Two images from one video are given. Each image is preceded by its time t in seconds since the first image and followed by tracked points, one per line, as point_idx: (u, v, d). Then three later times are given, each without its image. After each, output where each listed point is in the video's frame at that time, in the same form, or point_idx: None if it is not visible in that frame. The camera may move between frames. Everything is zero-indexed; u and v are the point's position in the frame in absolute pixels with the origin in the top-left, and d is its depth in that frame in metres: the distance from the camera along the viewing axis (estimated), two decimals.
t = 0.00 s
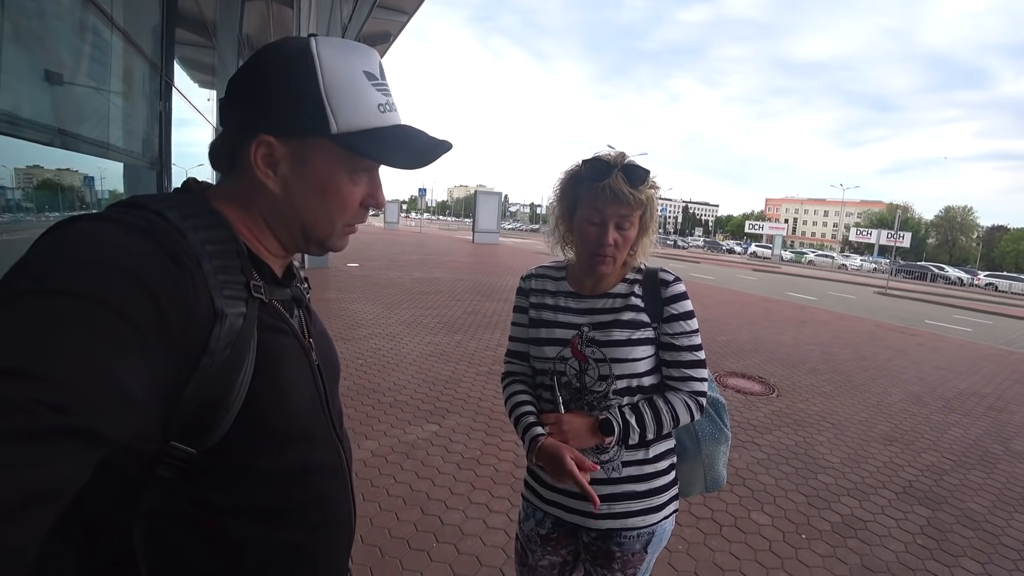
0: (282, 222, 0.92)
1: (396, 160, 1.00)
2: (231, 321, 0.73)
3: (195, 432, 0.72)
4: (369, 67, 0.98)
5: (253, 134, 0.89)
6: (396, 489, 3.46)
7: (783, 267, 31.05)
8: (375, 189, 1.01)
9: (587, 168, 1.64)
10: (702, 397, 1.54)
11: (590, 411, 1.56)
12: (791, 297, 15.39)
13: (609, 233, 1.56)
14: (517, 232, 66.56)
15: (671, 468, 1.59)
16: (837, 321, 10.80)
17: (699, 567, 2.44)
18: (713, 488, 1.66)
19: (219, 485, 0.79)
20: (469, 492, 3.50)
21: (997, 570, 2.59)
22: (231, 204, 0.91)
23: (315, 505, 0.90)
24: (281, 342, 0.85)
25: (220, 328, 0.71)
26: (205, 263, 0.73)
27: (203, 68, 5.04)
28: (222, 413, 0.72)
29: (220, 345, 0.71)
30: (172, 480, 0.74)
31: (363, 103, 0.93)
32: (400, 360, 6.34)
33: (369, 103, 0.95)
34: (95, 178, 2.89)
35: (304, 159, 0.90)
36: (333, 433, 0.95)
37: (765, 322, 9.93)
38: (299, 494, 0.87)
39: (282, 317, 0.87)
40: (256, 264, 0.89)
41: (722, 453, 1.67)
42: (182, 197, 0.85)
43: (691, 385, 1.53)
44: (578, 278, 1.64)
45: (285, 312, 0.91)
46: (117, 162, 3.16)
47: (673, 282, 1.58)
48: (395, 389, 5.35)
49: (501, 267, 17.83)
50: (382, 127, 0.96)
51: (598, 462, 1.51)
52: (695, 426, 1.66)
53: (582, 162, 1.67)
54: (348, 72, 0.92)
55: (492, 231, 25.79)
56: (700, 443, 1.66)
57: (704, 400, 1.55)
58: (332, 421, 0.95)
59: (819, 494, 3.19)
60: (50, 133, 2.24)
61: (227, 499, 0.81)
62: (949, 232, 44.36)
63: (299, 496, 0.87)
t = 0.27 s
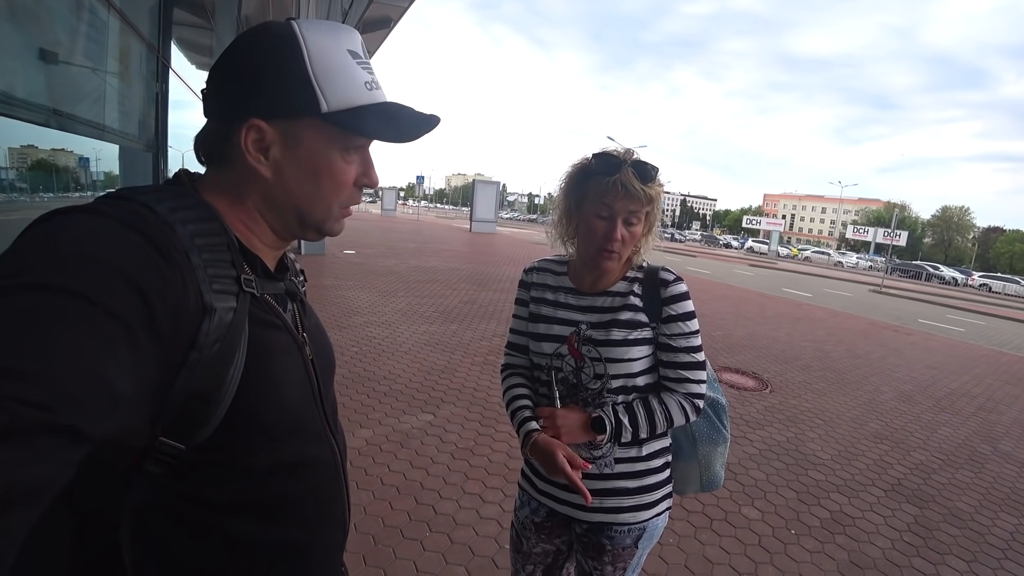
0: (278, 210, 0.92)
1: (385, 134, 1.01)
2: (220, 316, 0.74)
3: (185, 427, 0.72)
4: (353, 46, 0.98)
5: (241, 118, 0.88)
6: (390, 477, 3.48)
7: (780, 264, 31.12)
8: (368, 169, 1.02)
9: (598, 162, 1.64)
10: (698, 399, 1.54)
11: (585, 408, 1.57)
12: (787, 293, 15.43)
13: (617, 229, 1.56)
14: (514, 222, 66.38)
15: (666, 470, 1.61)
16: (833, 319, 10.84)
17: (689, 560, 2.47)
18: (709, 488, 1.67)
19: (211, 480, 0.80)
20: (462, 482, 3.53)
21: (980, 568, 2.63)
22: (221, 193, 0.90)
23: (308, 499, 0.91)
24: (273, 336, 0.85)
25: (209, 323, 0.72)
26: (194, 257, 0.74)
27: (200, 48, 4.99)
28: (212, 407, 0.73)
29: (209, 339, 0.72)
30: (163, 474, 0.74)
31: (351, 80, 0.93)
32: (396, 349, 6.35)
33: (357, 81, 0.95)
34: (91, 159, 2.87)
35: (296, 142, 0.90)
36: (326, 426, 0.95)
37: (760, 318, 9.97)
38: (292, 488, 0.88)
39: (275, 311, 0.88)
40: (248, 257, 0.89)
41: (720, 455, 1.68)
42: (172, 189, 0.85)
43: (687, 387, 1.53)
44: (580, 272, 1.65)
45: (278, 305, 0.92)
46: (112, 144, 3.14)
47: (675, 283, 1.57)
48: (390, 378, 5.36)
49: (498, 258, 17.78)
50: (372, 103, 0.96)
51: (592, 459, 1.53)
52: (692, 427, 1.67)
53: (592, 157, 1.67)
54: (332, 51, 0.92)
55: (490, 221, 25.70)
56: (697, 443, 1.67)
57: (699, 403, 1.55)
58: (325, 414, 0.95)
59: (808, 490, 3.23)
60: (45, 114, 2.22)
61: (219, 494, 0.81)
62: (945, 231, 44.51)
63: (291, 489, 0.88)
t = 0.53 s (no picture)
0: (263, 196, 0.92)
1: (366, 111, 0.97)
2: (222, 311, 0.74)
3: (191, 421, 0.73)
4: (329, 28, 0.96)
5: (220, 105, 0.88)
6: (389, 471, 3.50)
7: (778, 258, 31.20)
8: (356, 152, 1.00)
9: (597, 158, 1.64)
10: (699, 396, 1.55)
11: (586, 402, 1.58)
12: (785, 288, 15.48)
13: (615, 225, 1.56)
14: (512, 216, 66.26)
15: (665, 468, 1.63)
16: (830, 314, 10.88)
17: (686, 553, 2.49)
18: (707, 484, 1.68)
19: (217, 474, 0.80)
20: (460, 475, 3.54)
21: (972, 562, 2.66)
22: (214, 185, 0.90)
23: (310, 493, 0.91)
24: (277, 331, 0.86)
25: (211, 317, 0.72)
26: (197, 252, 0.74)
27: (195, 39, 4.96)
28: (216, 401, 0.73)
29: (212, 334, 0.72)
30: (168, 469, 0.74)
31: (323, 56, 0.91)
32: (394, 343, 6.35)
33: (331, 58, 0.92)
34: (86, 151, 2.85)
35: (272, 124, 0.89)
36: (329, 420, 0.96)
37: (757, 313, 10.00)
38: (295, 482, 0.89)
39: (277, 307, 0.88)
40: (251, 253, 0.90)
41: (719, 451, 1.68)
42: (173, 184, 0.85)
43: (688, 384, 1.54)
44: (581, 268, 1.66)
45: (281, 301, 0.92)
46: (108, 136, 3.12)
47: (677, 279, 1.57)
48: (388, 371, 5.37)
49: (496, 252, 17.76)
50: (347, 78, 0.92)
51: (591, 453, 1.54)
52: (691, 423, 1.69)
53: (592, 152, 1.67)
54: (302, 29, 0.90)
55: (488, 214, 25.66)
56: (696, 439, 1.69)
57: (699, 400, 1.56)
58: (327, 408, 0.96)
59: (803, 484, 3.26)
60: (39, 106, 2.20)
61: (224, 489, 0.81)
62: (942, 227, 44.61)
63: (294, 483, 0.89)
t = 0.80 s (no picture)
0: (236, 188, 0.91)
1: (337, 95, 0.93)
2: (230, 315, 0.74)
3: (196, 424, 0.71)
4: (310, 16, 0.95)
5: (209, 101, 0.92)
6: (389, 467, 3.51)
7: (778, 256, 31.17)
8: (336, 143, 0.94)
9: (601, 158, 1.65)
10: (701, 398, 1.56)
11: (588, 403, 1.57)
12: (785, 286, 15.47)
13: (617, 226, 1.56)
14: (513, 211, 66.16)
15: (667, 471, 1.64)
16: (830, 313, 10.89)
17: (684, 552, 2.50)
18: (707, 486, 1.69)
19: (223, 476, 0.80)
20: (460, 471, 3.55)
21: (969, 564, 2.67)
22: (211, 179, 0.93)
23: (314, 495, 0.92)
24: (283, 335, 0.86)
25: (220, 321, 0.73)
26: (205, 256, 0.75)
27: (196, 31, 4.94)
28: (223, 406, 0.73)
29: (220, 337, 0.73)
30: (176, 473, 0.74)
31: (288, 40, 0.89)
32: (394, 338, 6.35)
33: (297, 41, 0.90)
34: (86, 144, 2.85)
35: (240, 111, 0.89)
36: (333, 424, 0.96)
37: (758, 311, 10.00)
38: (300, 484, 0.89)
39: (283, 311, 0.89)
40: (258, 255, 0.91)
41: (719, 453, 1.69)
42: (180, 186, 0.86)
43: (691, 386, 1.55)
44: (586, 268, 1.66)
45: (286, 305, 0.93)
46: (108, 129, 3.11)
47: (682, 282, 1.58)
48: (389, 367, 5.37)
49: (497, 247, 17.73)
50: (310, 60, 0.89)
51: (593, 454, 1.54)
52: (693, 425, 1.69)
53: (596, 153, 1.68)
54: (268, 17, 0.90)
55: (489, 209, 25.62)
56: (697, 440, 1.69)
57: (702, 401, 1.57)
58: (332, 414, 0.97)
59: (801, 484, 3.26)
60: (39, 99, 2.19)
61: (230, 491, 0.81)
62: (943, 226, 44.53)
63: (298, 486, 0.89)
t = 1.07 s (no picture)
0: (247, 192, 0.93)
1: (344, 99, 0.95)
2: (250, 319, 0.76)
3: (215, 427, 0.73)
4: (326, 24, 0.98)
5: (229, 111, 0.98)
6: (395, 467, 3.52)
7: (789, 264, 30.94)
8: (344, 150, 0.95)
9: (608, 165, 1.68)
10: (709, 410, 1.56)
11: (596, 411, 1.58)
12: (795, 294, 15.35)
13: (618, 229, 1.57)
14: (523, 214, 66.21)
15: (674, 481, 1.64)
16: (840, 322, 10.79)
17: (688, 560, 2.49)
18: (713, 497, 1.69)
19: (241, 478, 0.81)
20: (465, 474, 3.56)
21: None
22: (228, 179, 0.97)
23: (324, 497, 0.94)
24: (300, 340, 0.88)
25: (241, 325, 0.75)
26: (227, 262, 0.77)
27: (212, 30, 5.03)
28: (240, 408, 0.75)
29: (240, 341, 0.75)
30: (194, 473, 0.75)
31: (299, 46, 0.92)
32: (402, 339, 6.38)
33: (308, 47, 0.93)
34: (103, 140, 2.90)
35: (254, 118, 0.94)
36: (345, 427, 0.98)
37: (767, 319, 9.93)
38: (312, 486, 0.91)
39: (300, 315, 0.91)
40: (278, 261, 0.93)
41: (726, 464, 1.69)
42: (204, 192, 0.88)
43: (699, 398, 1.55)
44: (595, 277, 1.67)
45: (303, 309, 0.94)
46: (125, 126, 3.16)
47: (694, 293, 1.58)
48: (396, 368, 5.40)
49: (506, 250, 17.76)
50: (317, 64, 0.91)
51: (600, 461, 1.55)
52: (700, 435, 1.69)
53: (604, 162, 1.71)
54: (281, 26, 0.94)
55: (499, 212, 25.68)
56: (704, 451, 1.69)
57: (710, 413, 1.58)
58: (344, 417, 0.99)
59: (807, 494, 3.24)
60: (59, 95, 2.24)
61: (245, 493, 0.83)
62: (958, 236, 43.96)
63: (310, 488, 0.91)
